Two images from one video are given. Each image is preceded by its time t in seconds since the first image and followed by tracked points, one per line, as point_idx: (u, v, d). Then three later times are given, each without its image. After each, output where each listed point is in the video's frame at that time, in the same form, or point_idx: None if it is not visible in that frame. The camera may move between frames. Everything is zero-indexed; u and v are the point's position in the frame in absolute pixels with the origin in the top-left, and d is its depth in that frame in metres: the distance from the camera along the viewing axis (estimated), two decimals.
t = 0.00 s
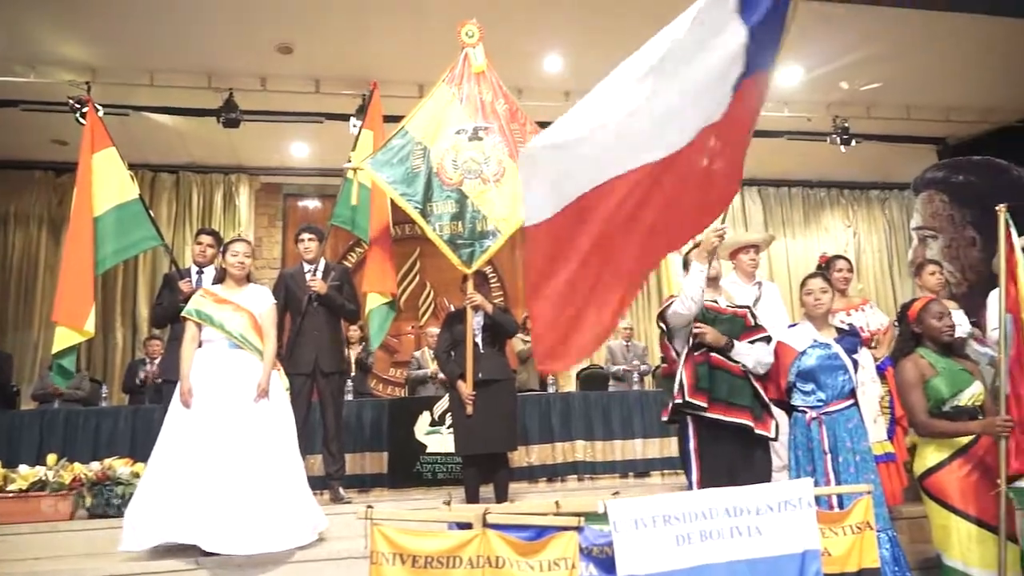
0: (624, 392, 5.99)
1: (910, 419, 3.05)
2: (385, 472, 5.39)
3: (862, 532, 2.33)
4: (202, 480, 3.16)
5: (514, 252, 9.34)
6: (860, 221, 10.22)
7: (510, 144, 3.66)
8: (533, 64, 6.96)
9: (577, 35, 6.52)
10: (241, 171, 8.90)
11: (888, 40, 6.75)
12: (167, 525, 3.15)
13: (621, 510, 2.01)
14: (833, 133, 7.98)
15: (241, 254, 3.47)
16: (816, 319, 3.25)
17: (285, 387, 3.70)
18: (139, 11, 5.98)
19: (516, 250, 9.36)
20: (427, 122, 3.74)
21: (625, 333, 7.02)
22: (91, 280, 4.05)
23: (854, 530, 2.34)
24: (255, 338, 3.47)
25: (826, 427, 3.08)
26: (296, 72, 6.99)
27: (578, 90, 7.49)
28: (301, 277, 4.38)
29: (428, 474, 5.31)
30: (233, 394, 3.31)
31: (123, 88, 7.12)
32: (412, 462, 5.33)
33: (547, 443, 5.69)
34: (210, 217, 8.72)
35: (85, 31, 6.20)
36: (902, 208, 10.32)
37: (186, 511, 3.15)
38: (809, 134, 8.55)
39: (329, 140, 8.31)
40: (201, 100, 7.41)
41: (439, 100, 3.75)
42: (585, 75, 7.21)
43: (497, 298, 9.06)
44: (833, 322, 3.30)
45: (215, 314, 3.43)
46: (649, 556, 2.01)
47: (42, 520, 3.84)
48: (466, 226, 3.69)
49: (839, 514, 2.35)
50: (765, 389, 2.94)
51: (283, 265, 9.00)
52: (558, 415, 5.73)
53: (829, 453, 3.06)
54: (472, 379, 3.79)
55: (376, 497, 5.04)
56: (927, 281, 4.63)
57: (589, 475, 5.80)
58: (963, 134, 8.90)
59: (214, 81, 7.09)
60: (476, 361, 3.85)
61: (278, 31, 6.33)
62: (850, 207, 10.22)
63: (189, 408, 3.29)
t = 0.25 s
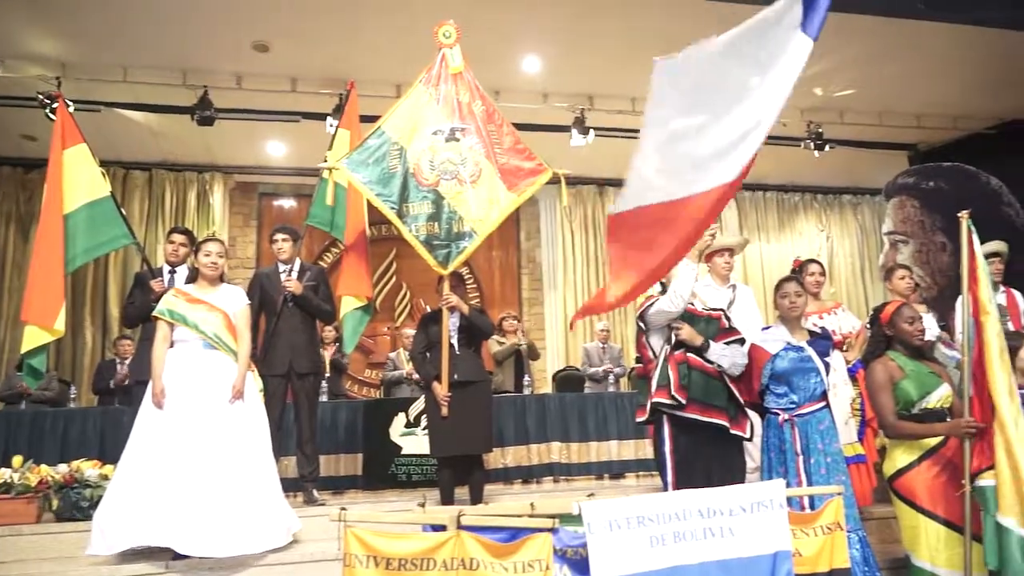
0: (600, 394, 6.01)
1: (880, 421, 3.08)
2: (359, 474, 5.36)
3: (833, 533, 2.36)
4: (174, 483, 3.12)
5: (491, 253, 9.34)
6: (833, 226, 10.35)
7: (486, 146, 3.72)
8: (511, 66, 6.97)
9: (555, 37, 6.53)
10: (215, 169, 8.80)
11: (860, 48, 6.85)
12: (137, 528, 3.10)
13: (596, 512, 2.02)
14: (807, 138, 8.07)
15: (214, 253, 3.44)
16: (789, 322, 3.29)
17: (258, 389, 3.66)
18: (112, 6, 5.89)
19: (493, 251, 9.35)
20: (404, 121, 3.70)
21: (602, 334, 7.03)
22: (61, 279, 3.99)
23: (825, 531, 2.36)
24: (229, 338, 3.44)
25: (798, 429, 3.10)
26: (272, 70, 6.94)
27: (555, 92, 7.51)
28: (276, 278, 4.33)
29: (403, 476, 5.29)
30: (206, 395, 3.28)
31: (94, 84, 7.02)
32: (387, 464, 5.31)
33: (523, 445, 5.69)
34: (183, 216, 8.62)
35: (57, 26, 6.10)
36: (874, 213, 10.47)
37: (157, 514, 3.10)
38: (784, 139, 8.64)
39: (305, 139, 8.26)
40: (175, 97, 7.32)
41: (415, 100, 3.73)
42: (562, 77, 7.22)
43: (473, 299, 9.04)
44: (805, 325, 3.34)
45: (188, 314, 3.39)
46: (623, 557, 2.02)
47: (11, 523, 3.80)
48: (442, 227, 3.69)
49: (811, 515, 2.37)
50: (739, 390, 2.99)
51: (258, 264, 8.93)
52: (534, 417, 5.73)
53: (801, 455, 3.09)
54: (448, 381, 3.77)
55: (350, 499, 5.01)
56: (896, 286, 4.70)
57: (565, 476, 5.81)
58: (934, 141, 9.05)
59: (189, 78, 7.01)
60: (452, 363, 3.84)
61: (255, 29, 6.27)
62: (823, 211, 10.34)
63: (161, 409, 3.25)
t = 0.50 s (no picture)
0: (573, 396, 6.03)
1: (844, 422, 3.11)
2: (330, 476, 5.29)
3: (800, 533, 2.39)
4: (140, 484, 3.07)
5: (464, 255, 9.32)
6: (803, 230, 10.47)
7: (459, 148, 3.71)
8: (486, 67, 6.96)
9: (530, 39, 6.54)
10: (185, 167, 8.68)
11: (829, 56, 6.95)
12: (103, 530, 3.05)
13: (567, 514, 2.02)
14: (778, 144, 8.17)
15: (183, 252, 3.38)
16: (759, 325, 3.30)
17: (227, 390, 3.61)
18: None
19: (466, 252, 9.33)
20: (376, 121, 3.69)
21: (575, 336, 7.04)
22: (25, 277, 3.91)
23: (793, 531, 2.39)
24: (199, 339, 3.39)
25: (766, 431, 3.14)
26: (244, 67, 6.87)
27: (530, 94, 7.52)
28: (246, 278, 4.27)
29: (374, 478, 5.27)
30: (175, 396, 3.22)
31: (61, 79, 6.90)
32: (358, 466, 5.29)
33: (495, 446, 5.68)
34: (151, 214, 8.49)
35: (22, 18, 5.98)
36: (843, 218, 10.61)
37: (123, 516, 3.05)
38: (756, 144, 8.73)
39: (277, 138, 8.18)
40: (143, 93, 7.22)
41: (388, 100, 3.72)
42: (537, 79, 7.24)
43: (446, 300, 9.02)
44: (774, 328, 3.37)
45: (157, 313, 3.33)
46: (593, 558, 2.02)
47: None
48: (414, 228, 3.66)
49: (778, 517, 2.40)
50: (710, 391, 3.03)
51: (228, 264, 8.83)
52: (506, 418, 5.73)
53: (769, 456, 3.12)
54: (420, 382, 3.75)
55: (321, 501, 4.97)
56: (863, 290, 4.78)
57: (536, 478, 5.81)
58: (900, 147, 9.21)
59: (159, 74, 6.92)
60: (423, 364, 3.82)
61: (227, 25, 6.21)
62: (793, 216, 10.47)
63: (128, 410, 3.19)
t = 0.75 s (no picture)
0: (545, 397, 6.03)
1: (811, 423, 3.15)
2: (300, 477, 5.24)
3: (769, 533, 2.42)
4: (107, 486, 3.02)
5: (438, 255, 9.29)
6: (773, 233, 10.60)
7: (432, 148, 3.71)
8: (460, 67, 6.95)
9: (505, 39, 6.54)
10: (154, 164, 8.56)
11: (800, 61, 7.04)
12: (67, 533, 3.00)
13: (538, 515, 2.03)
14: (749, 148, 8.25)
15: (152, 250, 3.34)
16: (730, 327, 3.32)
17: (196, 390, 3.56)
18: None
19: (439, 253, 9.31)
20: (349, 120, 3.66)
21: (548, 337, 7.05)
22: None
23: (762, 531, 2.42)
24: (168, 339, 3.34)
25: (737, 432, 3.17)
26: (216, 63, 6.78)
27: (504, 94, 7.52)
28: (216, 276, 4.23)
29: (345, 479, 5.23)
30: (142, 396, 3.17)
31: (26, 72, 6.76)
32: (330, 467, 5.25)
33: (467, 447, 5.67)
34: (119, 212, 8.35)
35: None
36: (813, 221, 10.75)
37: (88, 518, 3.00)
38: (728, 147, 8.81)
39: (248, 135, 8.10)
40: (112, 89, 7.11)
41: (360, 99, 3.70)
42: (511, 80, 7.24)
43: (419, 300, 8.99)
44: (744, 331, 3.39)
45: (124, 312, 3.28)
46: (565, 559, 2.03)
47: None
48: (386, 228, 3.64)
49: (748, 517, 2.42)
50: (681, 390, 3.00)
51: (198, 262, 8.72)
52: (478, 419, 5.72)
53: (739, 457, 3.15)
54: (391, 383, 3.75)
55: (290, 503, 4.93)
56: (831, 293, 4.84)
57: (509, 479, 5.80)
58: (869, 152, 9.35)
59: (128, 69, 6.81)
60: (394, 366, 3.80)
61: (198, 20, 6.13)
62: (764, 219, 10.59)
63: (94, 411, 3.13)
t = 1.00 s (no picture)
0: (521, 398, 6.04)
1: (786, 423, 3.20)
2: (274, 477, 5.22)
3: (743, 533, 2.44)
4: (76, 489, 2.98)
5: (414, 255, 9.27)
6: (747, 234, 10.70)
7: (407, 149, 3.70)
8: (437, 67, 6.94)
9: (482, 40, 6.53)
10: (126, 162, 8.43)
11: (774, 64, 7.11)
12: (34, 537, 2.95)
13: (513, 515, 2.03)
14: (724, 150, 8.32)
15: (123, 249, 3.29)
16: (703, 328, 3.34)
17: (168, 391, 3.52)
18: None
19: (416, 253, 9.28)
20: (324, 119, 3.63)
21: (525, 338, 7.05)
22: None
23: (735, 531, 2.44)
24: (139, 339, 3.30)
25: (711, 432, 3.19)
26: (189, 61, 6.71)
27: (481, 95, 7.52)
28: (189, 276, 4.18)
29: (320, 480, 5.20)
30: (113, 397, 3.13)
31: None
32: (304, 468, 5.21)
33: (443, 448, 5.66)
34: (90, 210, 8.23)
35: None
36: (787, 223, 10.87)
37: (57, 521, 2.95)
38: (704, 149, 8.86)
39: (222, 134, 8.02)
40: (82, 85, 6.99)
41: (335, 98, 3.67)
42: (488, 81, 7.24)
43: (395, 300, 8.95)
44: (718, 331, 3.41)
45: (94, 312, 3.23)
46: (539, 559, 2.04)
47: None
48: (360, 228, 3.63)
49: (722, 517, 2.44)
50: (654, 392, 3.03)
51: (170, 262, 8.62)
52: (454, 420, 5.71)
53: (713, 457, 3.16)
54: (364, 384, 3.72)
55: (264, 504, 4.89)
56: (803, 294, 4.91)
57: (485, 479, 5.80)
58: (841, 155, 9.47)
59: (99, 66, 6.71)
60: (367, 367, 3.79)
61: (171, 17, 6.05)
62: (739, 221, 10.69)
63: (64, 412, 3.09)
